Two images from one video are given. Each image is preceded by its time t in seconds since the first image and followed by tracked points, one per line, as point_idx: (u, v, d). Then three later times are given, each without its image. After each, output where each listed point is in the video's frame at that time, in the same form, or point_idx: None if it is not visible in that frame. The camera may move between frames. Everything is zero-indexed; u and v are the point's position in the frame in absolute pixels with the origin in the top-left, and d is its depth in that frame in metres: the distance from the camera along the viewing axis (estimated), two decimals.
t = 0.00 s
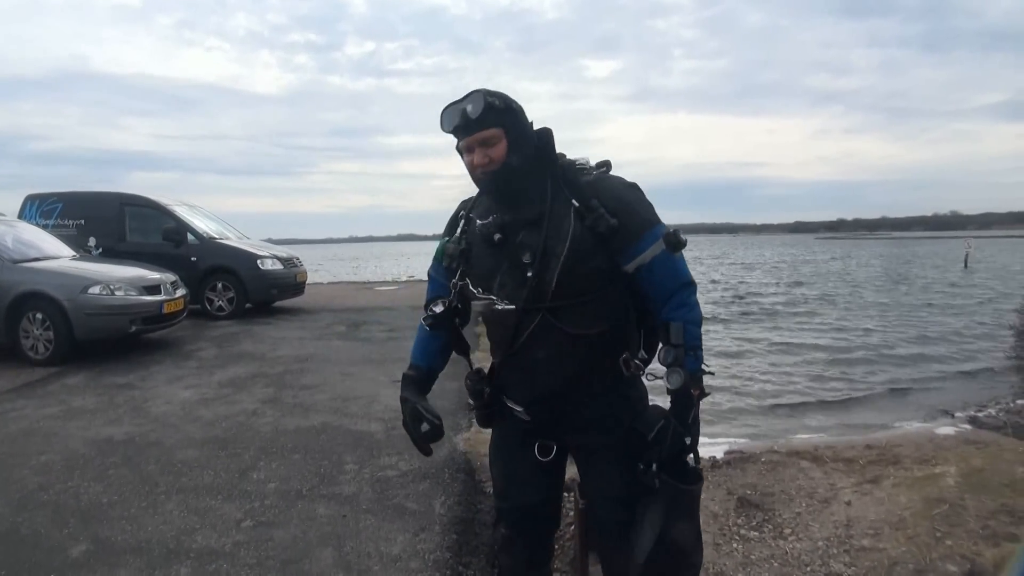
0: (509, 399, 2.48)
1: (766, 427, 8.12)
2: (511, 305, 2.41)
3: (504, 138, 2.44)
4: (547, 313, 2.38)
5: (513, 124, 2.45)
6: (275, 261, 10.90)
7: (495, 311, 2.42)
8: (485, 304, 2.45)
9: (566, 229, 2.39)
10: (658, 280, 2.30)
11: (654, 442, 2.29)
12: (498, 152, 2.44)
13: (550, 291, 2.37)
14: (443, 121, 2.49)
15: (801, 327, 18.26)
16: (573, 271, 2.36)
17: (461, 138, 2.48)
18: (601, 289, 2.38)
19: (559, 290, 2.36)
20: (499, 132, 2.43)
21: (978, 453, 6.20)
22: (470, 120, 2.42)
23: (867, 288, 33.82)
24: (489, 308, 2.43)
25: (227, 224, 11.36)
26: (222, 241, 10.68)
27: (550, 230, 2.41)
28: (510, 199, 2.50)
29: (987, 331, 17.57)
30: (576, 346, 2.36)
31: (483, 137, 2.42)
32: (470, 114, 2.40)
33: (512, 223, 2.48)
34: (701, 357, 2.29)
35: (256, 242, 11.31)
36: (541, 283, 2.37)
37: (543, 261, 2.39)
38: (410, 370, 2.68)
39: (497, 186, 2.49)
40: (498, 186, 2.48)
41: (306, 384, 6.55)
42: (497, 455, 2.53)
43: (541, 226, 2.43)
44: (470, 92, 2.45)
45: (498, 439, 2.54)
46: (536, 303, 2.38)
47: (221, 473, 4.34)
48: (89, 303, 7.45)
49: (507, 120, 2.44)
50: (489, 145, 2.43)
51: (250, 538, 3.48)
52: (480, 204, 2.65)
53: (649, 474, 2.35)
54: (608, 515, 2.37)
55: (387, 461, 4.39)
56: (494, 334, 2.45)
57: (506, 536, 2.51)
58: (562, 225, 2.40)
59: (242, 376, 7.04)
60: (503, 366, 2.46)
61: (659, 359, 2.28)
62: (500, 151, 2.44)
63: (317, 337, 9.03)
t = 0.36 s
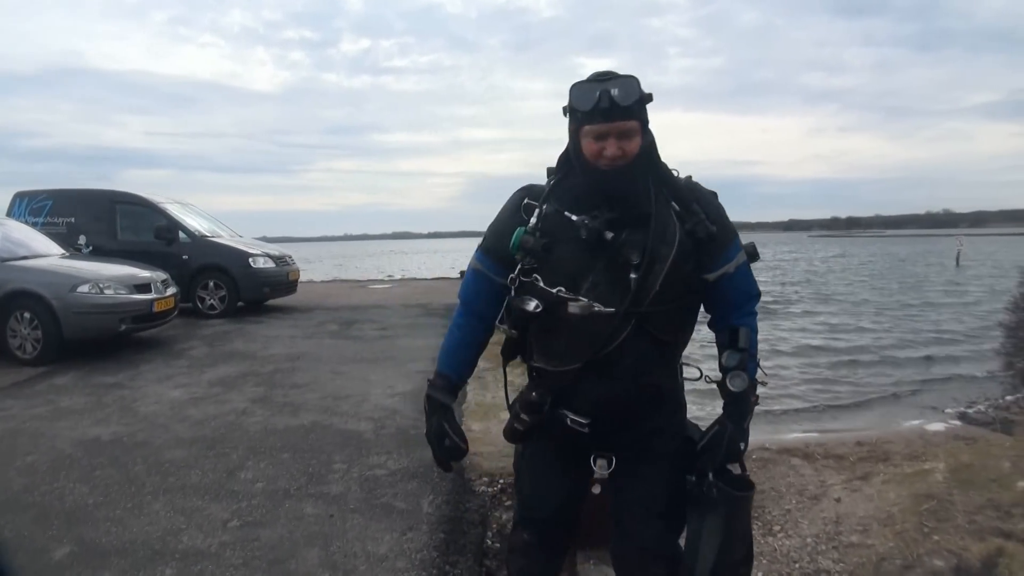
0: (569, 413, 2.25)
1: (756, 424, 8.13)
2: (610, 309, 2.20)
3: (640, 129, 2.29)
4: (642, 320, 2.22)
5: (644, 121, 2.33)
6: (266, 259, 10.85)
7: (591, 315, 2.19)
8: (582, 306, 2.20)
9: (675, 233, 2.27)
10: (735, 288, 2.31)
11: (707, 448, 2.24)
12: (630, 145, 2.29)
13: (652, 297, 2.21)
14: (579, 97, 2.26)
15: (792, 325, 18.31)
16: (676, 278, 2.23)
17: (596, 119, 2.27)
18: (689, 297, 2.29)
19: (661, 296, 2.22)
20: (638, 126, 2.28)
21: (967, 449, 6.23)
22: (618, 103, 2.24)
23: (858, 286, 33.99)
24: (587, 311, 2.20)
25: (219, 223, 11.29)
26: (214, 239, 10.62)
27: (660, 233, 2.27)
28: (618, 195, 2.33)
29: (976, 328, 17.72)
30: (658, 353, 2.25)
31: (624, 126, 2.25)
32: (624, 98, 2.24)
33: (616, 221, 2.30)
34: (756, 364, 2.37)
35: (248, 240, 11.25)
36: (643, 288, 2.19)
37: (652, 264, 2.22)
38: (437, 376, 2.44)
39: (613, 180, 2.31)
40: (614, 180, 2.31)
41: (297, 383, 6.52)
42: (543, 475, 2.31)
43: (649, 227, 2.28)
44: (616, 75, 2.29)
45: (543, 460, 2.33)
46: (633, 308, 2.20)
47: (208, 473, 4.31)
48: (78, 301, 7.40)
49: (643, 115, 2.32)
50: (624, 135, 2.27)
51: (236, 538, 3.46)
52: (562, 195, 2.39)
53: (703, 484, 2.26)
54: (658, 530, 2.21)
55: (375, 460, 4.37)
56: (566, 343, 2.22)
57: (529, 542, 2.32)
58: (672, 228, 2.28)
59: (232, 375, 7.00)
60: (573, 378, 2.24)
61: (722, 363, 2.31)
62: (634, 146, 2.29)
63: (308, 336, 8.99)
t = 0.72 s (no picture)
0: (584, 414, 2.18)
1: (708, 421, 8.25)
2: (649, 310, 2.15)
3: (694, 125, 2.23)
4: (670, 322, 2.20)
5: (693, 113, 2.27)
6: (215, 261, 10.59)
7: (635, 315, 2.12)
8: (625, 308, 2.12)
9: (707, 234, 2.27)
10: (745, 289, 2.42)
11: (727, 448, 2.41)
12: (685, 140, 2.22)
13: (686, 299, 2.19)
14: (643, 83, 2.14)
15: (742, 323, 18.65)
16: (706, 279, 2.24)
17: (655, 109, 2.16)
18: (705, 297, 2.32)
19: (693, 298, 2.21)
20: (692, 119, 2.22)
21: (910, 441, 6.41)
22: (681, 96, 2.17)
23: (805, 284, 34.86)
24: (630, 313, 2.12)
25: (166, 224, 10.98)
26: (161, 241, 10.32)
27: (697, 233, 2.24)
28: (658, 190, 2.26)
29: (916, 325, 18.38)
30: (670, 355, 2.26)
31: (685, 119, 2.17)
32: (689, 91, 2.17)
33: (656, 217, 2.24)
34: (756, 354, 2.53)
35: (197, 242, 10.96)
36: (684, 288, 2.15)
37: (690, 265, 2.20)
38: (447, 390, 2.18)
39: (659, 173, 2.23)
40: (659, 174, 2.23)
41: (245, 388, 6.36)
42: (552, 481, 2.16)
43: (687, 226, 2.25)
44: (676, 64, 2.20)
45: (551, 466, 2.17)
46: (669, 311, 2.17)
47: (151, 482, 4.17)
48: (17, 306, 7.10)
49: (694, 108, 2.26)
50: (680, 129, 2.19)
51: (179, 548, 3.35)
52: (593, 186, 2.27)
53: (729, 483, 2.43)
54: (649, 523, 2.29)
55: (323, 465, 4.29)
56: (595, 340, 2.13)
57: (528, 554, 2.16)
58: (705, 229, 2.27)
59: (179, 380, 6.80)
60: (601, 378, 2.16)
61: (734, 360, 2.44)
62: (687, 139, 2.23)
63: (257, 339, 8.80)
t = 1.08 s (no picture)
0: (571, 428, 2.15)
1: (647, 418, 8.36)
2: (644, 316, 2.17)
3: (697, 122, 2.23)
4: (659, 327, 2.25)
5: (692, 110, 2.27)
6: (147, 262, 10.23)
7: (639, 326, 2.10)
8: (630, 319, 2.09)
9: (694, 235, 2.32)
10: (706, 289, 2.51)
11: (707, 456, 2.39)
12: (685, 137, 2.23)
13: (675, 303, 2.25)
14: (660, 81, 2.10)
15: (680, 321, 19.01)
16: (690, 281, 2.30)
17: (665, 108, 2.14)
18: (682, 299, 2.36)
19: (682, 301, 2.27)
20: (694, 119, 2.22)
21: (839, 433, 6.63)
22: (692, 95, 2.15)
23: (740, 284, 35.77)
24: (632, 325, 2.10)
25: (96, 225, 10.56)
26: (89, 241, 9.92)
27: (687, 234, 2.30)
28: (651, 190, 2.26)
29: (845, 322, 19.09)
30: (653, 363, 2.28)
31: (691, 120, 2.17)
32: (700, 89, 2.15)
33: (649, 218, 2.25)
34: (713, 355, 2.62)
35: (128, 243, 10.57)
36: (676, 294, 2.23)
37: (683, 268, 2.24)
38: (404, 419, 2.01)
39: (657, 173, 2.23)
40: (657, 174, 2.23)
41: (177, 392, 6.15)
42: (548, 501, 2.07)
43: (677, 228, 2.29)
44: (687, 59, 2.17)
45: (545, 485, 2.09)
46: (661, 315, 2.22)
47: (78, 492, 3.99)
48: None
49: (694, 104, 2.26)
50: (683, 128, 2.19)
51: (106, 560, 3.21)
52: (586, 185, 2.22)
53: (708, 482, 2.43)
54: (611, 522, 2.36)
55: (256, 469, 4.18)
56: (590, 351, 2.10)
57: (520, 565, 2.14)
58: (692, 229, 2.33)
59: (108, 386, 6.53)
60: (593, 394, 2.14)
61: (702, 364, 2.50)
62: (685, 137, 2.24)
63: (190, 342, 8.53)
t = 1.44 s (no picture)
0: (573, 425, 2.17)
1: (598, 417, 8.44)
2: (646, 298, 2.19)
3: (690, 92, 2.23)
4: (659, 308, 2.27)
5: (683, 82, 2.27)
6: (89, 266, 9.92)
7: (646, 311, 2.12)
8: (638, 305, 2.10)
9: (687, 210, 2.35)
10: (693, 258, 2.53)
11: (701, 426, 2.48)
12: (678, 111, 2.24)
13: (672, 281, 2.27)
14: (655, 55, 2.07)
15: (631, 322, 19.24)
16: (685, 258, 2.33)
17: (660, 82, 2.13)
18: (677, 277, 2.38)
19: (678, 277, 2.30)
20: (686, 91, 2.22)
21: (785, 429, 6.81)
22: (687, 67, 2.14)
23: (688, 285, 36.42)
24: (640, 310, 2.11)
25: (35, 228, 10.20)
26: (28, 244, 9.58)
27: (680, 210, 2.32)
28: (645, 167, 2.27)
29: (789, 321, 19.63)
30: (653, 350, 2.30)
31: (686, 92, 2.18)
32: (695, 60, 2.14)
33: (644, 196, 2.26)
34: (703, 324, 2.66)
35: (68, 246, 10.23)
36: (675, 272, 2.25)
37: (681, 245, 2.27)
38: (423, 438, 1.96)
39: (652, 148, 2.23)
40: (651, 150, 2.24)
41: (120, 400, 5.98)
42: (546, 500, 2.12)
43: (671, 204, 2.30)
44: (679, 26, 2.14)
45: (542, 485, 2.13)
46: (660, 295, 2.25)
47: (17, 506, 3.85)
48: None
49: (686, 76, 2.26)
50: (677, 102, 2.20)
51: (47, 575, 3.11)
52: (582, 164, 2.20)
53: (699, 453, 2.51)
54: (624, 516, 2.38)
55: (201, 477, 4.09)
56: (590, 342, 2.10)
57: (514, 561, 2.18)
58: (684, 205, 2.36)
59: (48, 394, 6.32)
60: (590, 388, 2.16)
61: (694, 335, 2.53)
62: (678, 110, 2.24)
63: (134, 348, 8.30)
